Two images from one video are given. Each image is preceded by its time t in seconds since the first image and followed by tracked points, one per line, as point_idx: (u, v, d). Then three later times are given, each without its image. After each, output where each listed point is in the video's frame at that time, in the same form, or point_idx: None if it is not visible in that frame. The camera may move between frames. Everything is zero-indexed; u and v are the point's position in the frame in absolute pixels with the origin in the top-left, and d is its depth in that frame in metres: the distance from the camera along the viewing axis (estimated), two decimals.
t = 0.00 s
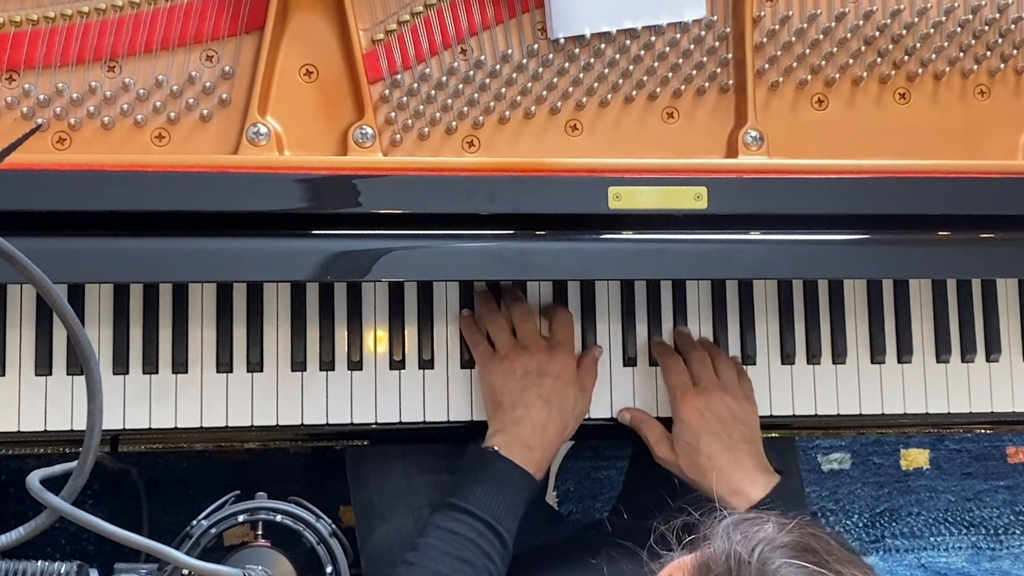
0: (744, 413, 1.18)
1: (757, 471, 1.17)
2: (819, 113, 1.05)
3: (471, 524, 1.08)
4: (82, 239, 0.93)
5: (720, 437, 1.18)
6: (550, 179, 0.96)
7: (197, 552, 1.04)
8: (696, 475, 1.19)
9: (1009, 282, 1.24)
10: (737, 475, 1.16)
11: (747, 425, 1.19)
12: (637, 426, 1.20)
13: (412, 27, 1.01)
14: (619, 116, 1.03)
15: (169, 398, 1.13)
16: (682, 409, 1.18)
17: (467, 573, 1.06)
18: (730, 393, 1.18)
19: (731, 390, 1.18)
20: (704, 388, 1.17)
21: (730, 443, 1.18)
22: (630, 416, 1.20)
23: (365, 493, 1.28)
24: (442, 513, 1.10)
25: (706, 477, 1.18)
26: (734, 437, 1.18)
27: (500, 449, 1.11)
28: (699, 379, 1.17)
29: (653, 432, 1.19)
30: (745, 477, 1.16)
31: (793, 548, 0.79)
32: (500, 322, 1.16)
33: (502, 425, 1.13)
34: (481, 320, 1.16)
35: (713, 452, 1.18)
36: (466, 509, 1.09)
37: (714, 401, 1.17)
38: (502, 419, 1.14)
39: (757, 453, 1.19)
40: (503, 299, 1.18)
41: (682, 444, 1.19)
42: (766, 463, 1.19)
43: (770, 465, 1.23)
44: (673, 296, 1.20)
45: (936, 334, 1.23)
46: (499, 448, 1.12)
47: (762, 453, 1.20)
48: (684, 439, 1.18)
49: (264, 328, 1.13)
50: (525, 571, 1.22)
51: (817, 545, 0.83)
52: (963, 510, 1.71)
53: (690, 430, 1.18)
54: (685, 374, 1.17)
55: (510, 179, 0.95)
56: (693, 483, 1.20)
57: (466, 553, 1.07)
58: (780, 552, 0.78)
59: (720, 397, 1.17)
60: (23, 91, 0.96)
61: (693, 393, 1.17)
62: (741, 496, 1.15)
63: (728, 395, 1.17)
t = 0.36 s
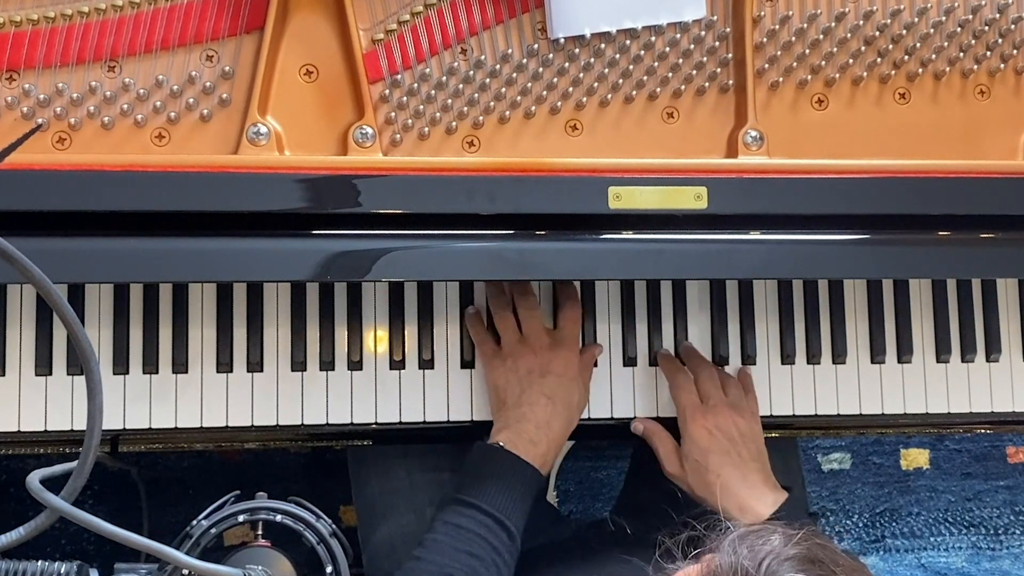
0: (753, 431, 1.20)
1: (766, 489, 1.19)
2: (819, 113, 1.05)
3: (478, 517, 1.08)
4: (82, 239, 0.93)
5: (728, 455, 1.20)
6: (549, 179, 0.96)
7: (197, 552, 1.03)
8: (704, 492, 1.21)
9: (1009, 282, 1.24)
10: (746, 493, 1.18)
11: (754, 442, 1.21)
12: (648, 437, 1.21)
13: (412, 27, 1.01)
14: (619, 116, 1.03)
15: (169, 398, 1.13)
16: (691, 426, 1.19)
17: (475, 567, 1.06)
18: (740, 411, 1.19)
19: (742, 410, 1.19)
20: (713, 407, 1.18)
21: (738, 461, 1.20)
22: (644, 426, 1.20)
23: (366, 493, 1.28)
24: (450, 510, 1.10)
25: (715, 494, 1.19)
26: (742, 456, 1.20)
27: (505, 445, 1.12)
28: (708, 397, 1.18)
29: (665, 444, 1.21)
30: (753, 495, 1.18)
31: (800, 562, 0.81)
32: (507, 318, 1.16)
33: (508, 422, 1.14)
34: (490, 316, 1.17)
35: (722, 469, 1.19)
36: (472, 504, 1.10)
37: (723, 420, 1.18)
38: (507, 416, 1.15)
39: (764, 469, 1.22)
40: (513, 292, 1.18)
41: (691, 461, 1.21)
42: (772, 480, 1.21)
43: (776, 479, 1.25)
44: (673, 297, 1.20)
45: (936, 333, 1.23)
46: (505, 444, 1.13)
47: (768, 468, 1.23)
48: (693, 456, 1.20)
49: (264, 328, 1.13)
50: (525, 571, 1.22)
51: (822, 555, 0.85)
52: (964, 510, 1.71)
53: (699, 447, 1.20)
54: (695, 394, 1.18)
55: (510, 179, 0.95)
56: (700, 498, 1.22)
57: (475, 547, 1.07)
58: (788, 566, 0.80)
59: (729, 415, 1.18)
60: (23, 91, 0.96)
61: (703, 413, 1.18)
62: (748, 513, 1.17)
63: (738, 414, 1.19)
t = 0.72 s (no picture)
0: (754, 425, 1.19)
1: (766, 483, 1.17)
2: (819, 113, 1.05)
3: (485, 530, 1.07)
4: (82, 239, 0.93)
5: (728, 449, 1.18)
6: (549, 179, 0.96)
7: (197, 552, 1.03)
8: (703, 484, 1.20)
9: (1009, 282, 1.24)
10: (746, 488, 1.16)
11: (755, 435, 1.19)
12: (653, 423, 1.20)
13: (412, 27, 1.01)
14: (619, 117, 1.03)
15: (169, 398, 1.13)
16: (691, 418, 1.18)
17: None
18: (740, 405, 1.18)
19: (741, 402, 1.18)
20: (714, 399, 1.17)
21: (738, 455, 1.18)
22: (649, 413, 1.20)
23: (366, 493, 1.28)
24: (456, 521, 1.08)
25: (715, 488, 1.18)
26: (744, 450, 1.18)
27: (516, 459, 1.12)
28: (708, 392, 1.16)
29: (667, 434, 1.20)
30: (753, 490, 1.16)
31: None
32: (520, 339, 1.16)
33: (519, 438, 1.14)
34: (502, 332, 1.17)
35: (722, 463, 1.18)
36: (479, 516, 1.08)
37: (723, 413, 1.17)
38: (519, 432, 1.15)
39: (764, 463, 1.20)
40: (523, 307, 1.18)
41: (691, 454, 1.19)
42: (774, 475, 1.19)
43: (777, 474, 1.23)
44: (673, 297, 1.20)
45: (936, 334, 1.23)
46: (516, 460, 1.12)
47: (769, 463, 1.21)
48: (693, 450, 1.19)
49: (264, 328, 1.13)
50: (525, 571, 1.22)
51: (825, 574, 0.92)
52: (964, 510, 1.71)
53: (699, 441, 1.18)
54: (694, 387, 1.17)
55: (510, 179, 0.95)
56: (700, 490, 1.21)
57: (480, 559, 1.05)
58: None
59: (729, 408, 1.17)
60: (23, 91, 0.96)
61: (702, 405, 1.17)
62: (748, 509, 1.15)
63: (737, 407, 1.17)
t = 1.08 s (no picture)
0: (753, 422, 1.18)
1: (766, 481, 1.17)
2: (819, 113, 1.05)
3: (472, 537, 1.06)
4: (82, 239, 0.93)
5: (728, 448, 1.18)
6: (549, 179, 0.96)
7: (198, 552, 1.03)
8: (703, 483, 1.19)
9: (1009, 282, 1.24)
10: (746, 486, 1.16)
11: (755, 434, 1.19)
12: (652, 427, 1.20)
13: (412, 27, 1.01)
14: (619, 117, 1.03)
15: (169, 398, 1.13)
16: (690, 417, 1.18)
17: None
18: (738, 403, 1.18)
19: (740, 401, 1.18)
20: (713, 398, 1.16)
21: (737, 454, 1.18)
22: (646, 417, 1.20)
23: (366, 493, 1.28)
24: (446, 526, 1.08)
25: (715, 487, 1.18)
26: (744, 449, 1.18)
27: (503, 464, 1.12)
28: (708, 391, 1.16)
29: (666, 435, 1.19)
30: (754, 488, 1.16)
31: None
32: (515, 339, 1.16)
33: (507, 440, 1.14)
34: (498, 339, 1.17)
35: (722, 462, 1.17)
36: (467, 523, 1.07)
37: (722, 412, 1.17)
38: (506, 434, 1.15)
39: (764, 460, 1.19)
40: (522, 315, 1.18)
41: (691, 453, 1.19)
42: (773, 473, 1.19)
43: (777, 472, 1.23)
44: (673, 297, 1.20)
45: (936, 334, 1.23)
46: (502, 464, 1.12)
47: (768, 463, 1.20)
48: (693, 449, 1.18)
49: (265, 328, 1.13)
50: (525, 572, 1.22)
51: None
52: (964, 510, 1.71)
53: (698, 440, 1.18)
54: (692, 386, 1.17)
55: (510, 179, 0.95)
56: (700, 489, 1.21)
57: (466, 565, 1.05)
58: None
59: (728, 407, 1.17)
60: (23, 91, 0.96)
61: (702, 404, 1.17)
62: (748, 506, 1.15)
63: (736, 405, 1.17)
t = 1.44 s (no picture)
0: (749, 428, 1.19)
1: (759, 487, 1.18)
2: (819, 113, 1.05)
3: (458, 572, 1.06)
4: (81, 239, 0.93)
5: (724, 454, 1.19)
6: (549, 179, 0.96)
7: (197, 552, 1.03)
8: (698, 488, 1.20)
9: (1009, 282, 1.24)
10: (740, 492, 1.17)
11: (752, 440, 1.20)
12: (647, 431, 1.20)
13: (412, 27, 1.01)
14: (619, 117, 1.03)
15: (169, 398, 1.13)
16: (687, 422, 1.19)
17: None
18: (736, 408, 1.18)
19: (736, 407, 1.18)
20: (710, 404, 1.17)
21: (733, 460, 1.19)
22: (641, 420, 1.20)
23: (366, 493, 1.28)
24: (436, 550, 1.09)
25: (710, 493, 1.19)
26: (739, 456, 1.19)
27: (487, 504, 1.13)
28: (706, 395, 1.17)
29: (661, 439, 1.20)
30: (747, 495, 1.17)
31: (812, 574, 0.90)
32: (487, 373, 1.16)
33: (488, 481, 1.15)
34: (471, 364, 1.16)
35: (717, 468, 1.18)
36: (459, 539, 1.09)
37: (719, 418, 1.18)
38: (488, 475, 1.15)
39: (758, 467, 1.20)
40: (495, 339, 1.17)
41: (687, 458, 1.20)
42: (768, 480, 1.20)
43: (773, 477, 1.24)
44: (673, 297, 1.20)
45: (936, 334, 1.23)
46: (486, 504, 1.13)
47: (762, 468, 1.21)
48: (689, 454, 1.19)
49: (264, 328, 1.13)
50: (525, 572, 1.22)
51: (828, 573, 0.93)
52: (964, 510, 1.71)
53: (695, 445, 1.19)
54: (690, 389, 1.17)
55: (510, 179, 0.95)
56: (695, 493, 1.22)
57: None
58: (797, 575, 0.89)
59: (726, 412, 1.18)
60: (23, 91, 0.96)
61: (699, 408, 1.18)
62: (742, 512, 1.16)
63: (733, 411, 1.18)
